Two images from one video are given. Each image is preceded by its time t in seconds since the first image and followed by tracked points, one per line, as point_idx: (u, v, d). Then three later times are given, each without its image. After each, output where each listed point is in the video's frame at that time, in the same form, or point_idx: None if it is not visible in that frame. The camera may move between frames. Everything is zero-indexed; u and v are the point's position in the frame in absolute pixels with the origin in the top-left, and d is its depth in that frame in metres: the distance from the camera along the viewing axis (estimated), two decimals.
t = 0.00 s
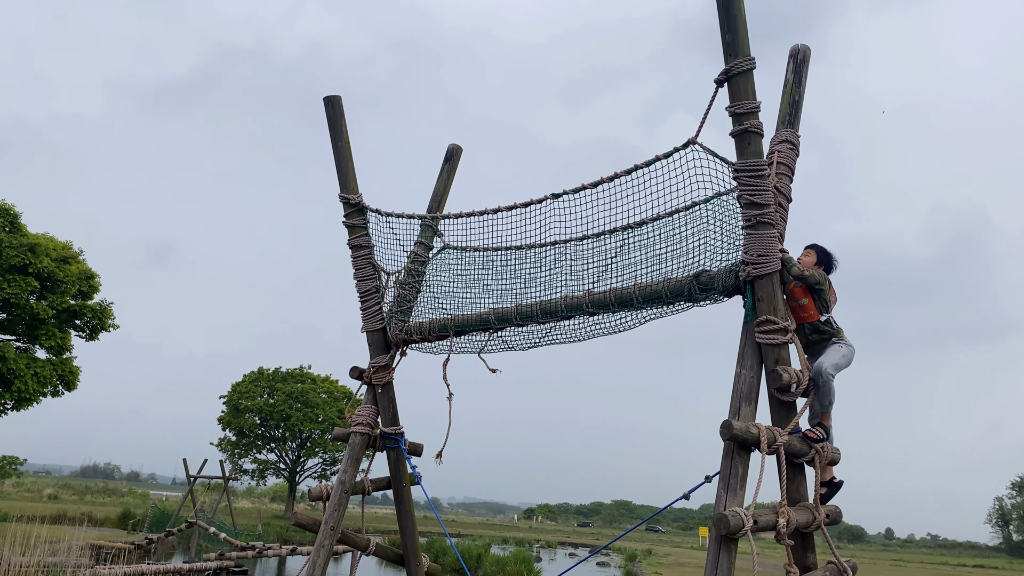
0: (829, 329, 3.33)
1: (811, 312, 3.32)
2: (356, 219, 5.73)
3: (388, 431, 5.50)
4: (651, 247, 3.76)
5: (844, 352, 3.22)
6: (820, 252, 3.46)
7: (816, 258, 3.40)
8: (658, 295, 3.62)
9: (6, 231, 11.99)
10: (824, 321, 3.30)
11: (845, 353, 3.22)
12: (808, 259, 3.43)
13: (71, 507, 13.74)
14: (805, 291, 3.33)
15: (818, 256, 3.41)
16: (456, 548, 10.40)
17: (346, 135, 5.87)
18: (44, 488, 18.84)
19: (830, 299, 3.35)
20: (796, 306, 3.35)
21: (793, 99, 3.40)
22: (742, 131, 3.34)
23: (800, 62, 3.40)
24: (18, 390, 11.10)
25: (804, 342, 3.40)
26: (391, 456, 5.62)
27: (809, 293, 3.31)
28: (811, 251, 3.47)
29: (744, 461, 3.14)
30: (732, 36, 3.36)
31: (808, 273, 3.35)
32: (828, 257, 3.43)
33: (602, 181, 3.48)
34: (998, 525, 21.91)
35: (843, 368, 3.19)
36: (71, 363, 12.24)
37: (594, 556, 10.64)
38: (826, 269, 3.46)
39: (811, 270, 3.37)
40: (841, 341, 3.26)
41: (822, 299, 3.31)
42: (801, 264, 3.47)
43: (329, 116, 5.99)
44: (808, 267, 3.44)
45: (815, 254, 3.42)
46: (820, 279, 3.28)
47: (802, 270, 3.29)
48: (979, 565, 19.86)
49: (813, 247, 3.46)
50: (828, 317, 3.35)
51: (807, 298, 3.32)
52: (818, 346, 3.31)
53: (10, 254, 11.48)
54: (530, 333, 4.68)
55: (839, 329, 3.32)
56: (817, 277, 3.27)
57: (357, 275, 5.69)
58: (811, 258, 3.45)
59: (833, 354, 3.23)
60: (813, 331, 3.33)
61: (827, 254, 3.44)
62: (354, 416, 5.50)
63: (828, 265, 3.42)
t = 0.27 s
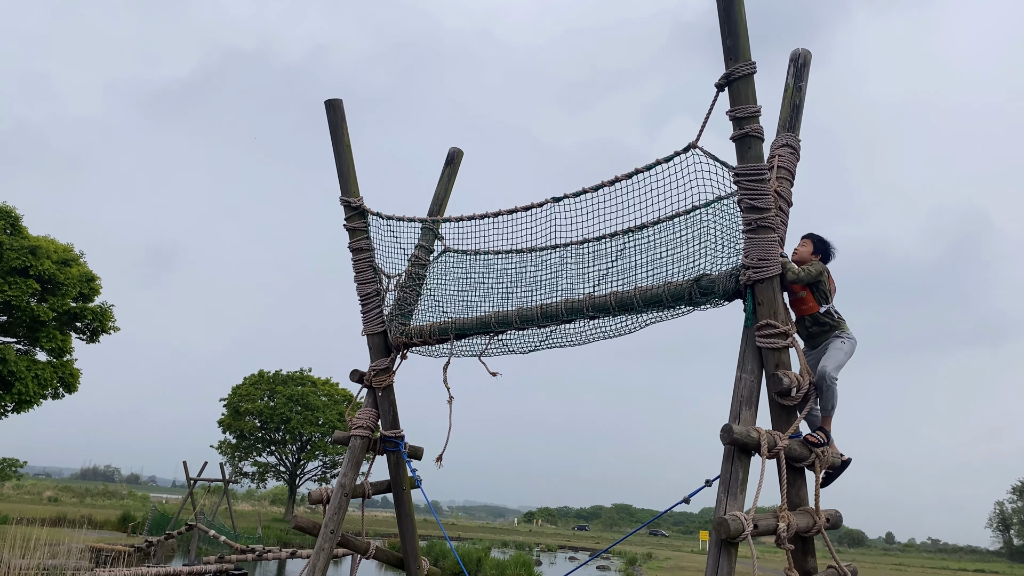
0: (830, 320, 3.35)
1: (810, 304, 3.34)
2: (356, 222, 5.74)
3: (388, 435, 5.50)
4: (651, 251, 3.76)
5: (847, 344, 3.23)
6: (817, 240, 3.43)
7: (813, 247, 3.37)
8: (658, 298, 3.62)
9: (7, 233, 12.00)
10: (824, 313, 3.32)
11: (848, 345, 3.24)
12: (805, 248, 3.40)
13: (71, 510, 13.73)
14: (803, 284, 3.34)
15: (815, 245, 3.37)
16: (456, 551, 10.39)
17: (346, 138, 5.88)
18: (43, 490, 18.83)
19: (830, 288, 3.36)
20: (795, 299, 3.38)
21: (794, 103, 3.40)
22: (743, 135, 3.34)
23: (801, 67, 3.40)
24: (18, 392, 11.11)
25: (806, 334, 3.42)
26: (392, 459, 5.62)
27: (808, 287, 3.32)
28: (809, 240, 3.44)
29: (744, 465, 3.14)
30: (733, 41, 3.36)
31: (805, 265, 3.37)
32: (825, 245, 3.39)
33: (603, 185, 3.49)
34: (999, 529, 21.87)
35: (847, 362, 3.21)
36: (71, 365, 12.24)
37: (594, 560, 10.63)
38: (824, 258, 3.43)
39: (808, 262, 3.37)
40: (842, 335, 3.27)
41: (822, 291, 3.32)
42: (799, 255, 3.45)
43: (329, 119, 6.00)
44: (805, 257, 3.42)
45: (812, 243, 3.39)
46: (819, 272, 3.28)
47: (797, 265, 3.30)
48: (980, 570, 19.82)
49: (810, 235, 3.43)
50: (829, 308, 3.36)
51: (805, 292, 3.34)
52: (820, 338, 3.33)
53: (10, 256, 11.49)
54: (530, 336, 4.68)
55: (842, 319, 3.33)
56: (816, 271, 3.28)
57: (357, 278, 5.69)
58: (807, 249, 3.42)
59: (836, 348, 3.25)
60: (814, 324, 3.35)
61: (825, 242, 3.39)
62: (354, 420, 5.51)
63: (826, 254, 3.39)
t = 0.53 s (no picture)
0: (832, 318, 3.34)
1: (812, 302, 3.34)
2: (356, 224, 5.74)
3: (388, 437, 5.50)
4: (651, 253, 3.77)
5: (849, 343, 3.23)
6: (817, 236, 3.42)
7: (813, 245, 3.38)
8: (658, 301, 3.62)
9: (7, 235, 12.00)
10: (826, 310, 3.31)
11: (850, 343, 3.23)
12: (805, 245, 3.40)
13: (70, 512, 13.72)
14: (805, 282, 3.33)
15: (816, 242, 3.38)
16: (456, 553, 10.39)
17: (346, 140, 5.89)
18: (43, 492, 18.82)
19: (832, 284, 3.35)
20: (796, 297, 3.38)
21: (794, 105, 3.41)
22: (743, 137, 3.35)
23: (801, 69, 3.41)
24: (18, 394, 11.11)
25: (808, 331, 3.42)
26: (391, 461, 5.62)
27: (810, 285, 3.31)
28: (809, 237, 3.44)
29: (744, 467, 3.15)
30: (733, 43, 3.37)
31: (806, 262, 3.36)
32: (827, 241, 3.39)
33: (603, 188, 3.49)
34: (999, 532, 21.84)
35: (848, 361, 3.21)
36: (71, 367, 12.25)
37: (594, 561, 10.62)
38: (825, 253, 3.43)
39: (809, 259, 3.36)
40: (844, 334, 3.26)
41: (823, 288, 3.31)
42: (800, 252, 3.45)
43: (330, 121, 6.01)
44: (806, 254, 3.42)
45: (813, 240, 3.39)
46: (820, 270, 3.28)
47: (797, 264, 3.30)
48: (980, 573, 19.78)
49: (810, 232, 3.43)
50: (830, 305, 3.36)
51: (806, 289, 3.33)
52: (822, 336, 3.33)
53: (10, 257, 11.49)
54: (530, 338, 4.68)
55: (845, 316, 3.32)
56: (816, 269, 3.27)
57: (357, 280, 5.70)
58: (807, 246, 3.43)
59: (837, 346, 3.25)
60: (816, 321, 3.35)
61: (825, 239, 3.38)
62: (354, 421, 5.50)
63: (826, 250, 3.39)
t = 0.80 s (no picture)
0: (834, 313, 3.32)
1: (812, 299, 3.33)
2: (356, 226, 5.75)
3: (388, 437, 5.50)
4: (651, 255, 3.77)
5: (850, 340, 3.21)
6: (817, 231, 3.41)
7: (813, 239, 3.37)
8: (658, 302, 3.62)
9: (6, 236, 12.01)
10: (827, 306, 3.30)
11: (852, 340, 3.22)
12: (805, 241, 3.39)
13: (70, 512, 13.71)
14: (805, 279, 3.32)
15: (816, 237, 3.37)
16: (455, 554, 10.38)
17: (346, 141, 5.89)
18: (43, 493, 18.81)
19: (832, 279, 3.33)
20: (797, 293, 3.37)
21: (794, 106, 3.41)
22: (742, 139, 3.35)
23: (800, 71, 3.41)
24: (18, 395, 11.11)
25: (810, 328, 3.41)
26: (391, 462, 5.62)
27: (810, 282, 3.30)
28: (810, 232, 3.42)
29: (744, 469, 3.15)
30: (732, 44, 3.37)
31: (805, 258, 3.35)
32: (826, 235, 3.38)
33: (602, 189, 3.50)
34: (999, 533, 21.83)
35: (849, 359, 3.19)
36: (70, 367, 12.24)
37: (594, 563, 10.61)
38: (826, 248, 3.42)
39: (809, 256, 3.35)
40: (846, 330, 3.25)
41: (823, 284, 3.30)
42: (801, 248, 3.44)
43: (329, 122, 6.01)
44: (806, 250, 3.41)
45: (812, 235, 3.38)
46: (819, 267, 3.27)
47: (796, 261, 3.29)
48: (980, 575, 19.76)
49: (810, 227, 3.42)
50: (831, 300, 3.35)
51: (806, 287, 3.32)
52: (824, 332, 3.33)
53: (10, 258, 11.49)
54: (529, 340, 4.68)
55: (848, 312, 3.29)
56: (815, 267, 3.25)
57: (357, 281, 5.70)
58: (808, 241, 3.41)
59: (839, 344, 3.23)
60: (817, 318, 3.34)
61: (825, 233, 3.37)
62: (354, 422, 5.49)
63: (827, 245, 3.38)
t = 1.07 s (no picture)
0: (831, 308, 3.32)
1: (810, 294, 3.33)
2: (355, 226, 5.74)
3: (387, 437, 5.50)
4: (651, 254, 3.76)
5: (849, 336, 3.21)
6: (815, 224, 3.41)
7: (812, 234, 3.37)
8: (657, 302, 3.62)
9: (6, 236, 12.00)
10: (823, 302, 3.30)
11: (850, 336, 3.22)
12: (805, 235, 3.38)
13: (69, 513, 13.70)
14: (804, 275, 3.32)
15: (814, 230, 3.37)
16: (455, 554, 10.38)
17: (346, 142, 5.89)
18: (42, 493, 18.81)
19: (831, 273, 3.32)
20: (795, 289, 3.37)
21: (793, 106, 3.41)
22: (742, 138, 3.35)
23: (800, 71, 3.42)
24: (17, 395, 11.10)
25: (809, 322, 3.41)
26: (390, 462, 5.62)
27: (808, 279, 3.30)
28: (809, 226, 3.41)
29: (743, 468, 3.15)
30: (732, 44, 3.37)
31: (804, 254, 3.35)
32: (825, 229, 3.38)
33: (602, 189, 3.50)
34: (999, 534, 21.81)
35: (848, 357, 3.19)
36: (70, 368, 12.24)
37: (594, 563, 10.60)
38: (825, 241, 3.42)
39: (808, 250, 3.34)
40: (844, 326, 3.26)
41: (821, 280, 3.30)
42: (800, 242, 3.44)
43: (329, 122, 6.01)
44: (805, 244, 3.41)
45: (812, 229, 3.37)
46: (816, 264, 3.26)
47: (795, 259, 3.31)
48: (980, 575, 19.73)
49: (810, 221, 3.41)
50: (829, 295, 3.34)
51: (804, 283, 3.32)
52: (823, 327, 3.33)
53: (9, 258, 11.49)
54: (529, 340, 4.68)
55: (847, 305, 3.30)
56: (813, 263, 3.25)
57: (356, 281, 5.69)
58: (808, 235, 3.41)
59: (837, 341, 3.24)
60: (815, 314, 3.35)
61: (825, 227, 3.36)
62: (354, 422, 5.48)
63: (826, 238, 3.39)
